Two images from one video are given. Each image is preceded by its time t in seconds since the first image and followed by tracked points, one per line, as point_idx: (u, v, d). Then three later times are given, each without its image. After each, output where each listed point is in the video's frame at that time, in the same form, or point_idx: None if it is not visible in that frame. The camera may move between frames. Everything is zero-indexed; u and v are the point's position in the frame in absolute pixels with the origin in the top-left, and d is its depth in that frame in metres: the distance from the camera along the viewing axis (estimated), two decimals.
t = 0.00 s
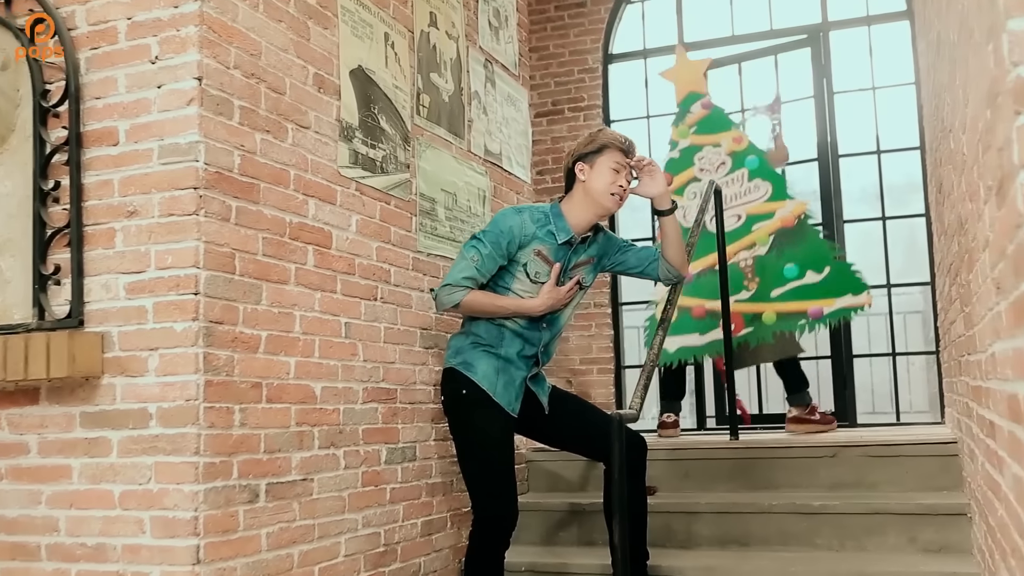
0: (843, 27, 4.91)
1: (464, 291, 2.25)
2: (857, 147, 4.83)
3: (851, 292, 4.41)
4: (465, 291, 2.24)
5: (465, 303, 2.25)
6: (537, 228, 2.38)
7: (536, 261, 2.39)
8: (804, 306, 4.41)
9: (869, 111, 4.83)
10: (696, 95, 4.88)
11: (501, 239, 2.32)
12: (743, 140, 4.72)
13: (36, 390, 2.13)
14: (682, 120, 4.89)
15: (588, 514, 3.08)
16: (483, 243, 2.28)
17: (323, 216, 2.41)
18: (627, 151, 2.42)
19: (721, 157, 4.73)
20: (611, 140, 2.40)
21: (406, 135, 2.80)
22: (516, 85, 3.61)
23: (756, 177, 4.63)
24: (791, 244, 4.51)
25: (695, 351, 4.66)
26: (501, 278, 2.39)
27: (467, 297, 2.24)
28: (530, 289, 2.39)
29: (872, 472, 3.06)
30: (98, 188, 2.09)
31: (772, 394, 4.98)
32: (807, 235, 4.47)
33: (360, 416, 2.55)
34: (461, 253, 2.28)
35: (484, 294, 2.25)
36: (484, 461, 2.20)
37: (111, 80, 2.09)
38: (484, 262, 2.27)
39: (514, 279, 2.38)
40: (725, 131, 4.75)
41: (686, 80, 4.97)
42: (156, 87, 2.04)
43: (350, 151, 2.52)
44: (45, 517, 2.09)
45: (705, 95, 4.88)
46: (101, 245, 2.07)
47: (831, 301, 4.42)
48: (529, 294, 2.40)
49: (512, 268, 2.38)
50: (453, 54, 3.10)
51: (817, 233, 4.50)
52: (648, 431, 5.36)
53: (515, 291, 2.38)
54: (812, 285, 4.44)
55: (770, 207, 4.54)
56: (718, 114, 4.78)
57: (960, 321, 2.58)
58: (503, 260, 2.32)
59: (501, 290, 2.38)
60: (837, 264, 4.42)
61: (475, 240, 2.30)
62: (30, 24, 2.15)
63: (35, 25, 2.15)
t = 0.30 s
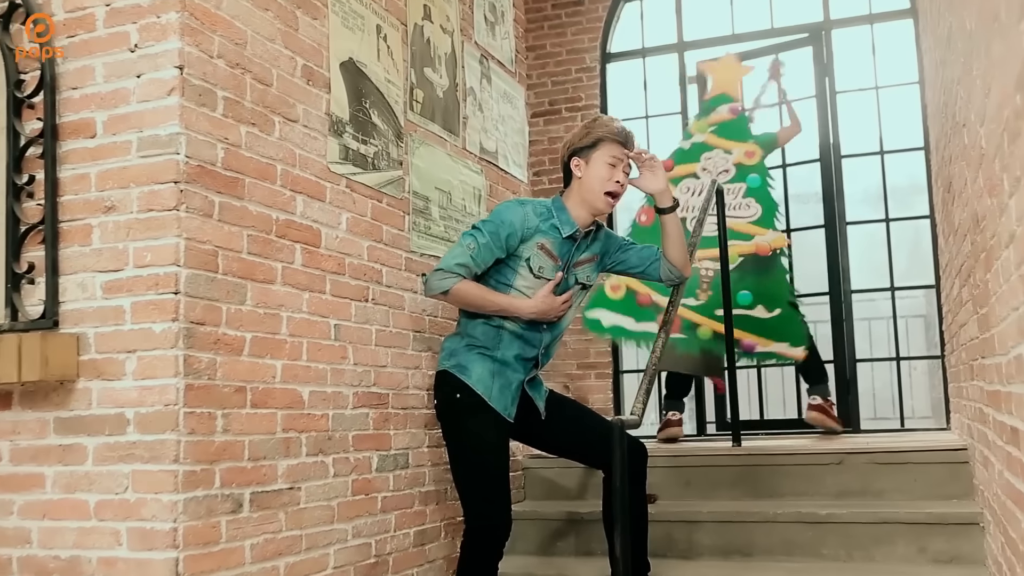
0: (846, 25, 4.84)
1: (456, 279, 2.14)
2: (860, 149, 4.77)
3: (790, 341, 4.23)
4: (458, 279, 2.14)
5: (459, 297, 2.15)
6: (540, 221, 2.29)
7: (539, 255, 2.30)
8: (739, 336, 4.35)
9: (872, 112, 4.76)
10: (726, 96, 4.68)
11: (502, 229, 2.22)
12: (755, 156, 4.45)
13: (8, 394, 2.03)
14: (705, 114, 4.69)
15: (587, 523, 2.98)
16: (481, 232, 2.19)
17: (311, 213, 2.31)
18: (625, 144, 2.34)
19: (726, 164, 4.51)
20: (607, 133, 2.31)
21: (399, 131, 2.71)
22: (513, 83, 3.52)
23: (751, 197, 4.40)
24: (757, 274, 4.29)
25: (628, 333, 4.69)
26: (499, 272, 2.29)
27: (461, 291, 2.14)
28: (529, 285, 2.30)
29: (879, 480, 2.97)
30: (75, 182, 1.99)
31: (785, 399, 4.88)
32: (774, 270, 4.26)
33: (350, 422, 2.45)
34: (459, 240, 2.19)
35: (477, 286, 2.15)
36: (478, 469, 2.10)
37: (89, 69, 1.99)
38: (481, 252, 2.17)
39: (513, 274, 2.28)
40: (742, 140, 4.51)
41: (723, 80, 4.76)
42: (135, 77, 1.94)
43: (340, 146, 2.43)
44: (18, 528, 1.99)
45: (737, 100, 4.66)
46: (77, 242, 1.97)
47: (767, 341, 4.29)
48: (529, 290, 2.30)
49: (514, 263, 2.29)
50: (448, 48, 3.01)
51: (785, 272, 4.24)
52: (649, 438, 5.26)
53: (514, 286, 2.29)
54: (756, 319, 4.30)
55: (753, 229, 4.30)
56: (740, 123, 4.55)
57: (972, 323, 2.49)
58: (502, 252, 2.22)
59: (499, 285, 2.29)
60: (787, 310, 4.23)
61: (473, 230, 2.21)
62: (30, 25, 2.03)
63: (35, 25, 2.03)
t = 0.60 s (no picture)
0: (850, 25, 4.76)
1: (444, 261, 2.03)
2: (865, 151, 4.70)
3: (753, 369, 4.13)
4: (445, 261, 2.03)
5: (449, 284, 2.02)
6: (539, 212, 2.19)
7: (538, 246, 2.18)
8: (708, 349, 4.23)
9: (878, 114, 4.67)
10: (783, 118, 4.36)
11: (497, 216, 2.12)
12: (788, 182, 4.18)
13: None
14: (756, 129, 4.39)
15: (586, 536, 2.87)
16: (474, 217, 2.09)
17: (299, 211, 2.20)
18: (622, 132, 2.25)
19: (756, 183, 4.25)
20: (604, 123, 2.24)
21: (391, 128, 2.61)
22: (510, 81, 3.43)
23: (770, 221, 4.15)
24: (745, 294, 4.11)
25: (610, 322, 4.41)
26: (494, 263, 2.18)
27: (450, 279, 2.02)
28: (527, 277, 2.18)
29: (890, 491, 2.86)
30: (46, 176, 1.88)
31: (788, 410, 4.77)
32: (766, 298, 4.01)
33: (340, 430, 2.34)
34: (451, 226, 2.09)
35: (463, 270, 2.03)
36: (471, 481, 1.99)
37: (62, 57, 1.88)
38: (473, 236, 2.07)
39: (509, 265, 2.17)
40: (781, 162, 4.24)
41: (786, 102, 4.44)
42: (111, 64, 1.83)
43: (330, 141, 2.33)
44: None
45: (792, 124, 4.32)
46: (48, 240, 1.86)
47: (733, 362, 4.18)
48: (529, 283, 2.18)
49: (512, 255, 2.18)
50: (443, 43, 2.91)
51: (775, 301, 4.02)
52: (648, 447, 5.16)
53: (512, 279, 2.17)
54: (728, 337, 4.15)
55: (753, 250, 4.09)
56: (788, 147, 4.25)
57: (990, 327, 2.40)
58: (496, 240, 2.12)
59: (497, 278, 2.17)
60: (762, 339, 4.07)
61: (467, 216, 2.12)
62: (30, 26, 1.91)
63: (35, 27, 1.91)
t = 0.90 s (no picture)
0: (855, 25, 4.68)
1: (434, 272, 1.95)
2: (872, 152, 4.61)
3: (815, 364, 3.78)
4: (434, 271, 1.95)
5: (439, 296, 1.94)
6: (533, 217, 2.10)
7: (532, 253, 2.08)
8: (760, 361, 3.87)
9: (884, 114, 4.59)
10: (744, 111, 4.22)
11: (488, 223, 2.03)
12: (774, 171, 4.01)
13: None
14: (722, 131, 4.23)
15: (588, 548, 2.76)
16: (465, 225, 2.00)
17: (289, 208, 2.11)
18: (614, 124, 2.17)
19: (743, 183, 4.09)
20: (594, 117, 2.17)
21: (386, 123, 2.52)
22: (509, 78, 3.34)
23: (770, 214, 3.97)
24: (777, 293, 3.89)
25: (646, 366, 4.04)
26: (487, 270, 2.09)
27: (441, 290, 1.94)
28: (521, 285, 2.08)
29: (903, 500, 2.76)
30: (22, 168, 1.78)
31: (791, 415, 4.71)
32: (798, 291, 3.86)
33: (332, 437, 2.24)
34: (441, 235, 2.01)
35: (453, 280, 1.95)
36: (469, 492, 1.88)
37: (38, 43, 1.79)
38: (462, 244, 1.98)
39: (503, 272, 2.08)
40: (761, 155, 4.07)
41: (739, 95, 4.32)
42: (89, 51, 1.74)
43: (321, 136, 2.23)
44: None
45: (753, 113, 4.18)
46: (23, 236, 1.77)
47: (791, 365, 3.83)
48: (524, 292, 2.08)
49: (506, 262, 2.08)
50: (440, 37, 2.82)
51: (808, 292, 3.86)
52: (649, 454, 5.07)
53: (506, 288, 2.07)
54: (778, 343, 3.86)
55: (768, 249, 3.91)
56: (758, 137, 4.10)
57: (1008, 331, 2.30)
58: (488, 248, 2.02)
59: (491, 287, 2.08)
60: (812, 331, 3.81)
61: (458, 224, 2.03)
62: (30, 26, 1.80)
63: (34, 27, 1.79)
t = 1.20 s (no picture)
0: (864, 25, 4.60)
1: (435, 300, 1.84)
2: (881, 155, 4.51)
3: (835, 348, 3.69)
4: (437, 301, 1.84)
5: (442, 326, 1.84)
6: (531, 228, 1.98)
7: (530, 267, 1.98)
8: (778, 345, 3.75)
9: (894, 116, 4.50)
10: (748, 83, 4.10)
11: (488, 240, 1.90)
12: (785, 147, 3.94)
13: None
14: (726, 104, 4.13)
15: (592, 564, 2.65)
16: (463, 245, 1.86)
17: (279, 206, 2.01)
18: (611, 127, 2.07)
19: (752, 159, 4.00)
20: (592, 122, 2.06)
21: (382, 120, 2.42)
22: (510, 77, 3.25)
23: (782, 192, 3.90)
24: (794, 275, 3.78)
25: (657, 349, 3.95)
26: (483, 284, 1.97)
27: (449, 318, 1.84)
28: (521, 300, 1.98)
29: (919, 514, 2.65)
30: None
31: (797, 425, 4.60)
32: (816, 272, 3.75)
33: (324, 448, 2.13)
34: (438, 256, 1.88)
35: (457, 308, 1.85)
36: (463, 508, 1.77)
37: (12, 29, 1.69)
38: (464, 268, 1.86)
39: (499, 286, 1.97)
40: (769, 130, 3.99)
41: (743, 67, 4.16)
42: (66, 37, 1.64)
43: (314, 131, 2.13)
44: None
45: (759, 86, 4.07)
46: None
47: (810, 350, 3.73)
48: (524, 306, 1.98)
49: (503, 277, 1.97)
50: (438, 33, 2.73)
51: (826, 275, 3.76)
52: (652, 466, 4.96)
53: (505, 303, 1.97)
54: (798, 327, 3.75)
55: (784, 229, 3.80)
56: (766, 111, 4.01)
57: None
58: (488, 266, 1.91)
59: (489, 303, 1.97)
60: (832, 315, 3.71)
61: (453, 242, 1.89)
62: (30, 26, 1.68)
63: (34, 27, 1.68)
